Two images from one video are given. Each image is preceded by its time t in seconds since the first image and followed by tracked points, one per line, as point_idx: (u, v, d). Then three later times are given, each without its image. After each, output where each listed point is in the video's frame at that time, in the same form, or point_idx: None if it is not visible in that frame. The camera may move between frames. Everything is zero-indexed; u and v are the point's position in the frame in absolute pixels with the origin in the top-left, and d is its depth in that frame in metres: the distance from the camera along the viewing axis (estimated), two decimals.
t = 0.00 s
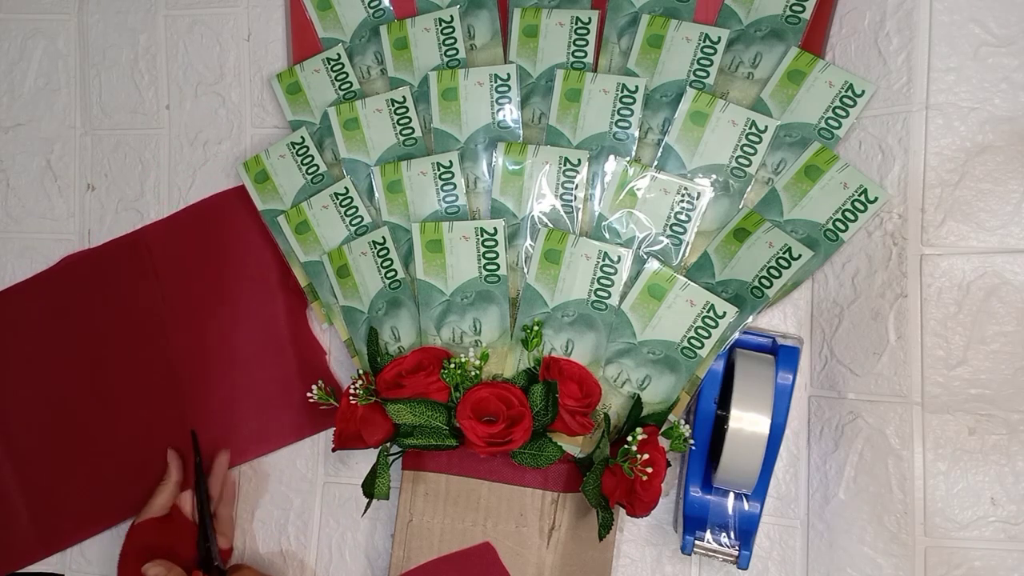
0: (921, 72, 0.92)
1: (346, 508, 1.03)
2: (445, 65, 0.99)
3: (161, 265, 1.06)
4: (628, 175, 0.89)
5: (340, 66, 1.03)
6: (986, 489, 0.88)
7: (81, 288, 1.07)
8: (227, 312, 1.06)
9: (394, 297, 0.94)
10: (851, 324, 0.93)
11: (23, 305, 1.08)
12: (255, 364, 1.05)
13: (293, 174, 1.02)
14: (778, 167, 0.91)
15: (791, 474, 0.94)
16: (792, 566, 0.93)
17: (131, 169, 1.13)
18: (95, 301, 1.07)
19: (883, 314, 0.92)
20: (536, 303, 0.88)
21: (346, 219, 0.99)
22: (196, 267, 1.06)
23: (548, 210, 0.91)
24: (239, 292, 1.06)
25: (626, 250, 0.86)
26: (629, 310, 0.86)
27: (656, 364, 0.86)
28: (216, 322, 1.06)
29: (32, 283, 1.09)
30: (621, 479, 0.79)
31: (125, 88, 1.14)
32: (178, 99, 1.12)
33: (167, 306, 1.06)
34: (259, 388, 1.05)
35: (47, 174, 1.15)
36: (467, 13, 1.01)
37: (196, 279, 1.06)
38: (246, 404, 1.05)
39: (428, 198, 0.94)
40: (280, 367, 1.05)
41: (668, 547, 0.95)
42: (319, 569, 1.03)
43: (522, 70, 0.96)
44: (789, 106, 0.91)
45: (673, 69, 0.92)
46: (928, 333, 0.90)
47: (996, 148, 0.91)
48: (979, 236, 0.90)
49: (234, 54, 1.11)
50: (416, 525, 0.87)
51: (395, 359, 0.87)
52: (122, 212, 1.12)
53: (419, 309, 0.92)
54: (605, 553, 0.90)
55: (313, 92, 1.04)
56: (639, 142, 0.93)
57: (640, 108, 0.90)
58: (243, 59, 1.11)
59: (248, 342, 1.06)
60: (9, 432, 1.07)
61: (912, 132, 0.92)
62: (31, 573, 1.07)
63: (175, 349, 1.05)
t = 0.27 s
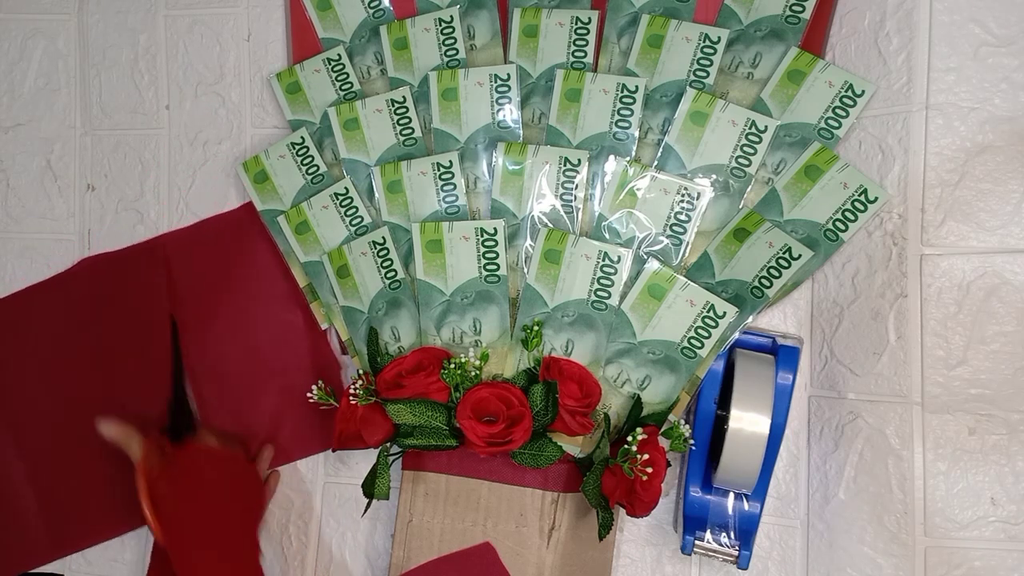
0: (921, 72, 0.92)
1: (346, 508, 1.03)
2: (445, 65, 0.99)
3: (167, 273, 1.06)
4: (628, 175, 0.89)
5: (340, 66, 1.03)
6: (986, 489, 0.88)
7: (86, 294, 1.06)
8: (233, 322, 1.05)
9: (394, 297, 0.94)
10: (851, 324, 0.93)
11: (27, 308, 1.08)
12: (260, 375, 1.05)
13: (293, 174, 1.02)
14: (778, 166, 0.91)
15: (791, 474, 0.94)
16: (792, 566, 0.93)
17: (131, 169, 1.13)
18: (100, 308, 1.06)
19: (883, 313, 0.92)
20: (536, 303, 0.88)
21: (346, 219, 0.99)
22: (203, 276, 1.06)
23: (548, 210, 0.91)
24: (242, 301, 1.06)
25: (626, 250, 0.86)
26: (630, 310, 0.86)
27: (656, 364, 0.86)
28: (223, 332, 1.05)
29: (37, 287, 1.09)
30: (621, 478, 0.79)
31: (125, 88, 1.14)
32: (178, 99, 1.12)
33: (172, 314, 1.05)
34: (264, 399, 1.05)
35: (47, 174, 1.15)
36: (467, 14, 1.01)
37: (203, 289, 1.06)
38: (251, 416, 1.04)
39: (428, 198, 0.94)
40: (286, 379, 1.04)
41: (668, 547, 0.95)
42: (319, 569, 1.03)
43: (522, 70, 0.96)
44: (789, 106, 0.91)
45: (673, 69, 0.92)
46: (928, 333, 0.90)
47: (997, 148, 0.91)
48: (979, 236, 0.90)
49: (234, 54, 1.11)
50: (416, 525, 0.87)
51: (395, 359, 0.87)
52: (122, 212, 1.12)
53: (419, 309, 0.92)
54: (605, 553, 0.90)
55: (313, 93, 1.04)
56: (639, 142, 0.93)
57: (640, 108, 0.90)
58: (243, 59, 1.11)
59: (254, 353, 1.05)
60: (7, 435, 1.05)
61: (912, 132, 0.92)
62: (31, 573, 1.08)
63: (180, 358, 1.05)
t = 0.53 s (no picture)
0: (921, 72, 0.92)
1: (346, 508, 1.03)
2: (445, 65, 0.99)
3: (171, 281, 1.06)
4: (628, 175, 0.89)
5: (340, 66, 1.03)
6: (986, 489, 0.88)
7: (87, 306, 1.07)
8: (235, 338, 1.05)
9: (394, 297, 0.94)
10: (851, 324, 0.93)
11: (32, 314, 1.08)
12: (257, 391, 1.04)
13: (293, 175, 1.02)
14: (778, 166, 0.91)
15: (792, 474, 0.94)
16: (792, 566, 0.93)
17: (131, 170, 1.13)
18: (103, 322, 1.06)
19: (883, 313, 0.92)
20: (536, 303, 0.88)
21: (346, 220, 0.99)
22: (206, 285, 1.06)
23: (548, 210, 0.91)
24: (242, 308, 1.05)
25: (626, 250, 0.86)
26: (629, 310, 0.86)
27: (656, 364, 0.86)
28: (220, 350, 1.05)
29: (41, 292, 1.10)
30: (621, 479, 0.79)
31: (125, 89, 1.14)
32: (178, 100, 1.12)
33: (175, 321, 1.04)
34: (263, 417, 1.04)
35: (48, 175, 1.15)
36: (467, 14, 1.01)
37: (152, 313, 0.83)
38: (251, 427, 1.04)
39: (428, 198, 0.94)
40: (285, 399, 1.04)
41: (669, 547, 0.95)
42: (319, 570, 1.03)
43: (522, 70, 0.96)
44: (789, 106, 0.90)
45: (673, 69, 0.92)
46: (928, 333, 0.90)
47: (997, 148, 0.91)
48: (979, 236, 0.90)
49: (234, 54, 1.11)
50: (416, 525, 0.87)
51: (395, 359, 0.87)
52: (122, 213, 1.12)
53: (419, 309, 0.92)
54: (605, 554, 0.90)
55: (313, 93, 1.04)
56: (639, 142, 0.93)
57: (640, 108, 0.90)
58: (243, 59, 1.11)
59: (254, 372, 1.05)
60: (13, 436, 1.07)
61: (912, 132, 0.92)
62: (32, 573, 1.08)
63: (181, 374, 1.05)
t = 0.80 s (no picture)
0: (921, 72, 0.92)
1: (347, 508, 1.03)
2: (445, 65, 0.99)
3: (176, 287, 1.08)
4: (628, 175, 0.89)
5: (340, 66, 1.03)
6: (986, 489, 0.88)
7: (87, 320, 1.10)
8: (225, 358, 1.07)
9: (394, 297, 0.94)
10: (852, 324, 0.93)
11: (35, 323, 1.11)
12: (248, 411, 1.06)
13: (293, 175, 1.02)
14: (778, 166, 0.91)
15: (791, 474, 0.94)
16: (792, 566, 0.93)
17: (131, 169, 1.13)
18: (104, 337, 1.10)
19: (883, 313, 0.92)
20: (536, 303, 0.88)
21: (346, 219, 0.99)
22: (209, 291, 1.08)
23: (548, 210, 0.91)
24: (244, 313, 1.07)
25: (626, 250, 0.86)
26: (629, 310, 0.86)
27: (656, 364, 0.86)
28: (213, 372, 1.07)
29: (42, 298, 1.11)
30: (621, 479, 0.79)
31: (125, 88, 1.14)
32: (178, 100, 1.12)
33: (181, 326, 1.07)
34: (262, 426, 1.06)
35: (48, 175, 1.15)
36: (467, 14, 1.01)
37: (147, 269, 0.60)
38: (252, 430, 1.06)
39: (428, 198, 0.94)
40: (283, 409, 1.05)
41: (669, 547, 0.95)
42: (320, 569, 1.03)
43: (522, 70, 0.96)
44: (789, 106, 0.90)
45: (673, 69, 0.92)
46: (928, 333, 0.90)
47: (997, 148, 0.91)
48: (979, 236, 0.90)
49: (234, 54, 1.11)
50: (416, 525, 0.87)
51: (395, 359, 0.87)
52: (122, 213, 1.13)
53: (419, 309, 0.92)
54: (605, 554, 0.90)
55: (313, 93, 1.04)
56: (639, 142, 0.93)
57: (640, 108, 0.90)
58: (243, 59, 1.11)
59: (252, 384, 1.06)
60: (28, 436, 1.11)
61: (912, 132, 0.92)
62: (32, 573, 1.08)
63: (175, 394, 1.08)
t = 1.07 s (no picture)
0: (921, 72, 0.92)
1: (346, 508, 1.03)
2: (445, 65, 0.99)
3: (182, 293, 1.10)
4: (628, 175, 0.89)
5: (340, 66, 1.03)
6: (986, 489, 0.88)
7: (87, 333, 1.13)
8: (216, 370, 1.08)
9: (394, 297, 0.94)
10: (851, 324, 0.93)
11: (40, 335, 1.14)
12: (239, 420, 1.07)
13: (293, 175, 1.02)
14: (778, 166, 0.91)
15: (791, 474, 0.94)
16: (792, 566, 0.93)
17: (131, 169, 1.13)
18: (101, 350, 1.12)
19: (883, 314, 0.92)
20: (536, 303, 0.88)
21: (346, 219, 0.99)
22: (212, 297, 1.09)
23: (548, 210, 0.91)
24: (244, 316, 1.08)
25: (626, 250, 0.86)
26: (629, 310, 0.86)
27: (656, 364, 0.86)
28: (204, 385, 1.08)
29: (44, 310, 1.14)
30: (621, 479, 0.79)
31: (124, 89, 1.14)
32: (177, 100, 1.12)
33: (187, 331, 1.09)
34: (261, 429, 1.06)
35: (47, 175, 1.15)
36: (467, 14, 1.01)
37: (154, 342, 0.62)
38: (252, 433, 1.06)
39: (428, 198, 0.94)
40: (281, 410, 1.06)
41: (669, 547, 0.95)
42: (319, 569, 1.03)
43: (522, 70, 0.96)
44: (789, 105, 0.90)
45: (673, 69, 0.92)
46: (928, 333, 0.90)
47: (997, 148, 0.91)
48: (979, 236, 0.90)
49: (233, 54, 1.11)
50: (416, 525, 0.87)
51: (395, 359, 0.87)
52: (122, 213, 1.13)
53: (419, 309, 0.92)
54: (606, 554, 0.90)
55: (313, 93, 1.04)
56: (639, 142, 0.93)
57: (640, 108, 0.90)
58: (243, 59, 1.11)
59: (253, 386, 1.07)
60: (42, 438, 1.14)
61: (912, 132, 0.92)
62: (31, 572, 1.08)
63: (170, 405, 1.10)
